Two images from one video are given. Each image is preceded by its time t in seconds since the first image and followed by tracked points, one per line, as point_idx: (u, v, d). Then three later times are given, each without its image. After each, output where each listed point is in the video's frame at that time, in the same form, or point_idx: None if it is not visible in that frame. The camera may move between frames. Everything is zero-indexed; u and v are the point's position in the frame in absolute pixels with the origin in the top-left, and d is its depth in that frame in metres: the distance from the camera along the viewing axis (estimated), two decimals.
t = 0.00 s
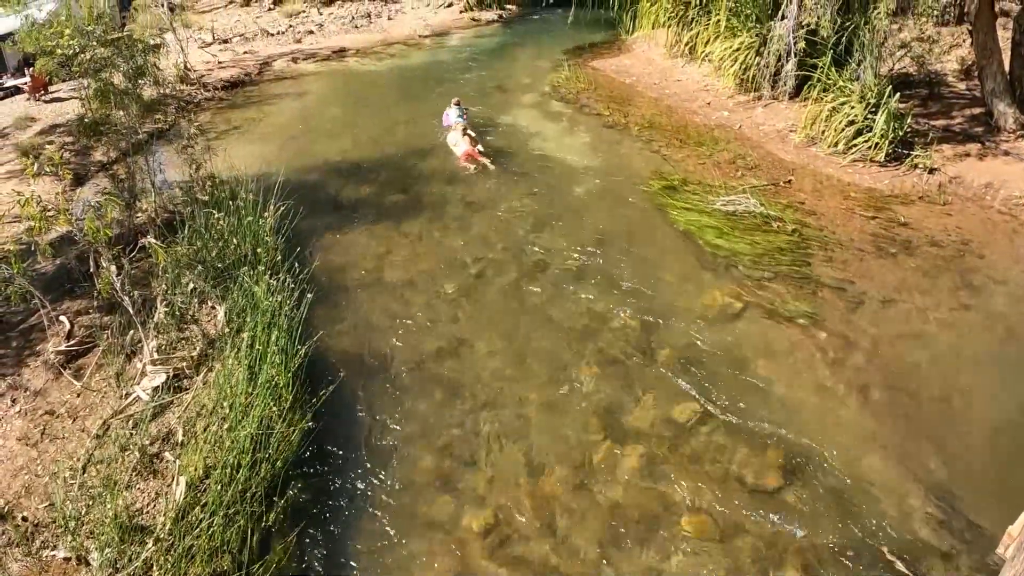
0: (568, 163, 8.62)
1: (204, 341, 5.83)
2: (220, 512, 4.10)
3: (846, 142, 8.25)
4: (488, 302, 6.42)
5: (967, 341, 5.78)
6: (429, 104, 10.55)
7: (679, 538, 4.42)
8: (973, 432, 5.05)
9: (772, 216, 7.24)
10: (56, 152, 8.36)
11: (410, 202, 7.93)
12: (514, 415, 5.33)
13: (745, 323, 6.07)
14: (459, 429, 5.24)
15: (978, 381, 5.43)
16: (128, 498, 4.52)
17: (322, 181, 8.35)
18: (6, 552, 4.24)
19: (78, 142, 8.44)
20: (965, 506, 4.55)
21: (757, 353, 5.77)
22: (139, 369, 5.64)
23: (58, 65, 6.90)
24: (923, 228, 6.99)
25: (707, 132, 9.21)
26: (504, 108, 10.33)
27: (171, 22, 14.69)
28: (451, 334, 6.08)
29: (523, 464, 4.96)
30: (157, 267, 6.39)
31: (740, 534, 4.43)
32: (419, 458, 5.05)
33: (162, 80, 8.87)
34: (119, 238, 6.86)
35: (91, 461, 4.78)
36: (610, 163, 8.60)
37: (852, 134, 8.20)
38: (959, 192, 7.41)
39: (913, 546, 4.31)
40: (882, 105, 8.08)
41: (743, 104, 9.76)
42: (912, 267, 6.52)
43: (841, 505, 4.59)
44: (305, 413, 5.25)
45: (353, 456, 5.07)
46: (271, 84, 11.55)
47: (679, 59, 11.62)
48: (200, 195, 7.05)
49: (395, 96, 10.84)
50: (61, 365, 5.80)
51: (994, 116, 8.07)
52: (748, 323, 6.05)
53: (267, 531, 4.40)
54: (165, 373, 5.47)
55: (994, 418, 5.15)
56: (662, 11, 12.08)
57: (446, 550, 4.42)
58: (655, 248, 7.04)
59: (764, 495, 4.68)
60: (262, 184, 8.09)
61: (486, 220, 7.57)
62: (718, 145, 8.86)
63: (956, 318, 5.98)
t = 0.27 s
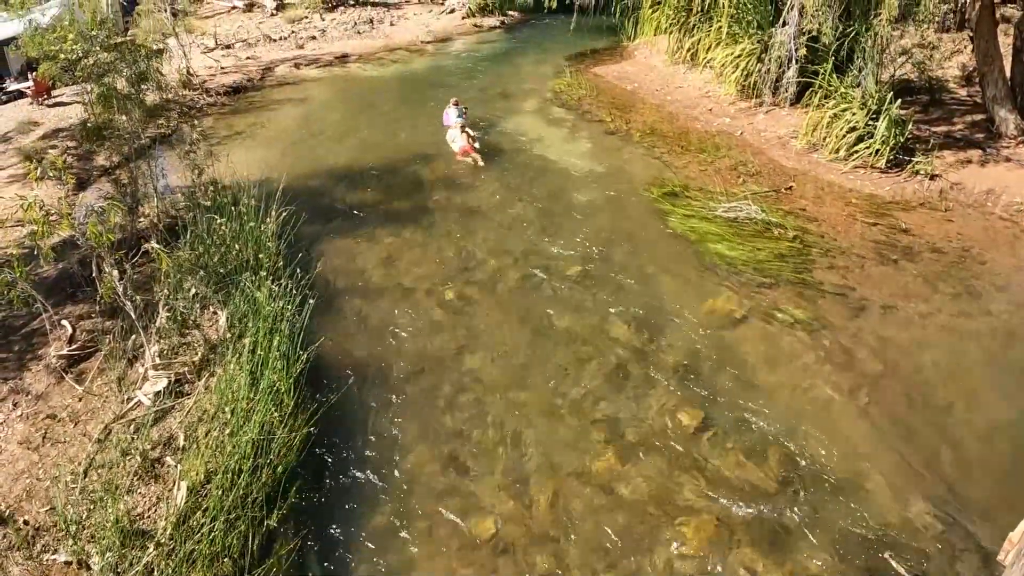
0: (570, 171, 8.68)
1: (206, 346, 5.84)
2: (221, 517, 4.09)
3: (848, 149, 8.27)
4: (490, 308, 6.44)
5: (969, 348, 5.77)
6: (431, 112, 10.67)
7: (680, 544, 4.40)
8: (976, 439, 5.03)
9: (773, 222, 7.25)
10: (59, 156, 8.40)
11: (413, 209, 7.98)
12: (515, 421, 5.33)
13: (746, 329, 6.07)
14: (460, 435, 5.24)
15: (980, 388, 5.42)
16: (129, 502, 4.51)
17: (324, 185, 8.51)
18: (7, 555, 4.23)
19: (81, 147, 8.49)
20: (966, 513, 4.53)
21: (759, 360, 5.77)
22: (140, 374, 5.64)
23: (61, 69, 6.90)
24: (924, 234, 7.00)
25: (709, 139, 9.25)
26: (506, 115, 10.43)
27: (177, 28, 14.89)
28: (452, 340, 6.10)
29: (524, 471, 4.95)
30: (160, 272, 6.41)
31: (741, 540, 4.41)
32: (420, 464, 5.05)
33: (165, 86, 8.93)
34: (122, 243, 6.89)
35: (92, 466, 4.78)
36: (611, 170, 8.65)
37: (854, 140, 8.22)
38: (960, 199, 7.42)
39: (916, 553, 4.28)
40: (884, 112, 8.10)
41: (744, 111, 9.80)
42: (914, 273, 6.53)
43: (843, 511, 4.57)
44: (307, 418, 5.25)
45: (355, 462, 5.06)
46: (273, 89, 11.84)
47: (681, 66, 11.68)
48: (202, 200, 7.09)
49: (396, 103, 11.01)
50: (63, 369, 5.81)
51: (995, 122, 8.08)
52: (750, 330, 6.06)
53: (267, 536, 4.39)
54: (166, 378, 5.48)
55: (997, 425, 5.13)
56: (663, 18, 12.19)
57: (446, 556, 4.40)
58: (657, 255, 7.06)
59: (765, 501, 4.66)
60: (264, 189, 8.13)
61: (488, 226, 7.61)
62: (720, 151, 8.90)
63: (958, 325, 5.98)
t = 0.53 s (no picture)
0: (571, 177, 8.70)
1: (207, 350, 5.85)
2: (221, 521, 4.09)
3: (849, 155, 8.29)
4: (491, 314, 6.44)
5: (970, 354, 5.76)
6: (433, 117, 10.71)
7: (680, 550, 4.39)
8: (977, 445, 5.02)
9: (774, 228, 7.26)
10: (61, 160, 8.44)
11: (414, 214, 8.00)
12: (516, 427, 5.33)
13: (747, 335, 6.07)
14: (460, 441, 5.24)
15: (982, 394, 5.41)
16: (130, 506, 4.51)
17: (326, 191, 8.51)
18: (7, 558, 4.23)
19: (83, 151, 8.52)
20: (968, 519, 4.51)
21: (759, 365, 5.77)
22: (142, 378, 5.65)
23: (64, 74, 6.93)
24: (925, 240, 7.01)
25: (710, 145, 9.28)
26: (507, 121, 10.47)
27: (179, 33, 15.00)
28: (453, 346, 6.10)
29: (524, 476, 4.95)
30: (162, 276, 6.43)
31: (741, 546, 4.40)
32: (421, 469, 5.04)
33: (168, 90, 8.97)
34: (124, 248, 6.91)
35: (93, 469, 4.78)
36: (612, 176, 8.68)
37: (855, 146, 8.24)
38: (961, 205, 7.42)
39: (916, 559, 4.26)
40: (885, 118, 8.11)
41: (745, 117, 9.83)
42: (915, 280, 6.53)
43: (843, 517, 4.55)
44: (308, 423, 5.26)
45: (356, 467, 5.06)
46: (275, 95, 11.87)
47: (683, 72, 11.72)
48: (204, 204, 7.11)
49: (399, 109, 11.04)
50: (64, 373, 5.81)
51: (997, 128, 8.09)
52: (750, 336, 6.06)
53: (268, 541, 4.39)
54: (167, 383, 5.48)
55: (998, 431, 5.12)
56: (665, 24, 12.23)
57: (445, 561, 4.39)
58: (658, 260, 7.07)
59: (766, 506, 4.65)
60: (266, 194, 8.16)
61: (489, 232, 7.63)
62: (721, 157, 8.92)
63: (959, 331, 5.98)
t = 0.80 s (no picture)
0: (573, 182, 8.72)
1: (208, 354, 5.85)
2: (222, 525, 4.08)
3: (850, 161, 8.30)
4: (492, 320, 6.44)
5: (972, 360, 5.75)
6: (435, 122, 10.74)
7: (681, 556, 4.37)
8: (980, 452, 4.99)
9: (775, 234, 7.26)
10: (63, 164, 8.46)
11: (416, 219, 8.01)
12: (517, 432, 5.33)
13: (748, 341, 6.07)
14: (461, 446, 5.23)
15: (984, 401, 5.39)
16: (130, 510, 4.49)
17: (328, 197, 8.52)
18: (7, 561, 4.21)
19: (85, 155, 8.54)
20: (970, 526, 4.49)
21: (761, 371, 5.76)
22: (143, 382, 5.65)
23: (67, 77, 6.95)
24: (927, 246, 7.00)
25: (711, 151, 9.29)
26: (509, 126, 10.51)
27: (182, 38, 15.08)
28: (454, 351, 6.10)
29: (524, 482, 4.94)
30: (163, 281, 6.43)
31: (742, 552, 4.38)
32: (421, 474, 5.03)
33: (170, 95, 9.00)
34: (126, 252, 6.92)
35: (93, 473, 4.78)
36: (613, 182, 8.69)
37: (856, 152, 8.25)
38: (963, 211, 7.42)
39: (919, 566, 4.24)
40: (886, 124, 8.12)
41: (747, 123, 9.85)
42: (916, 286, 6.52)
43: (845, 524, 4.53)
44: (308, 428, 5.26)
45: (357, 471, 5.06)
46: (277, 99, 11.91)
47: (685, 78, 11.75)
48: (206, 209, 7.13)
49: (401, 115, 11.06)
50: (65, 377, 5.81)
51: (998, 133, 8.09)
52: (751, 342, 6.06)
53: (269, 545, 4.37)
54: (168, 387, 5.49)
55: (1001, 437, 5.10)
56: (667, 30, 12.26)
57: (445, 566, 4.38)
58: (659, 266, 7.08)
59: (767, 513, 4.63)
60: (268, 199, 8.18)
61: (491, 237, 7.63)
62: (722, 163, 8.93)
63: (961, 337, 5.96)
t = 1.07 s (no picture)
0: (574, 187, 8.74)
1: (209, 358, 5.86)
2: (222, 528, 4.07)
3: (852, 166, 8.31)
4: (493, 324, 6.45)
5: (974, 366, 5.74)
6: (437, 127, 10.77)
7: (681, 561, 4.36)
8: (983, 458, 4.98)
9: (777, 239, 7.27)
10: (66, 167, 8.49)
11: (418, 224, 8.02)
12: (518, 437, 5.32)
13: (750, 346, 6.06)
14: (462, 451, 5.23)
15: (986, 407, 5.38)
16: (131, 514, 4.49)
17: (330, 201, 8.53)
18: (7, 564, 4.20)
19: (88, 158, 8.57)
20: (972, 533, 4.47)
21: (762, 377, 5.76)
22: (144, 385, 5.65)
23: (71, 81, 6.98)
24: (928, 252, 7.01)
25: (713, 156, 9.31)
26: (511, 131, 10.54)
27: (186, 42, 15.17)
28: (456, 356, 6.11)
29: (525, 487, 4.93)
30: (165, 284, 6.45)
31: (744, 557, 4.36)
32: (422, 479, 5.02)
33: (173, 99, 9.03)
34: (128, 255, 6.94)
35: (94, 476, 4.77)
36: (615, 187, 8.71)
37: (858, 158, 8.27)
38: (965, 216, 7.42)
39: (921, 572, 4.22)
40: (888, 129, 8.14)
41: (749, 128, 9.87)
42: (918, 291, 6.52)
43: (847, 529, 4.51)
44: (309, 432, 5.25)
45: (357, 475, 5.05)
46: (280, 104, 11.96)
47: (687, 83, 11.78)
48: (209, 213, 7.15)
49: (403, 119, 11.09)
50: (67, 380, 5.82)
51: (1000, 139, 8.09)
52: (753, 347, 6.05)
53: (269, 549, 4.37)
54: (170, 390, 5.49)
55: (1003, 443, 5.09)
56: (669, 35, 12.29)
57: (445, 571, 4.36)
58: (661, 271, 7.08)
59: (768, 518, 4.62)
60: (270, 203, 8.20)
61: (493, 242, 7.64)
62: (724, 169, 8.94)
63: (963, 343, 5.96)
